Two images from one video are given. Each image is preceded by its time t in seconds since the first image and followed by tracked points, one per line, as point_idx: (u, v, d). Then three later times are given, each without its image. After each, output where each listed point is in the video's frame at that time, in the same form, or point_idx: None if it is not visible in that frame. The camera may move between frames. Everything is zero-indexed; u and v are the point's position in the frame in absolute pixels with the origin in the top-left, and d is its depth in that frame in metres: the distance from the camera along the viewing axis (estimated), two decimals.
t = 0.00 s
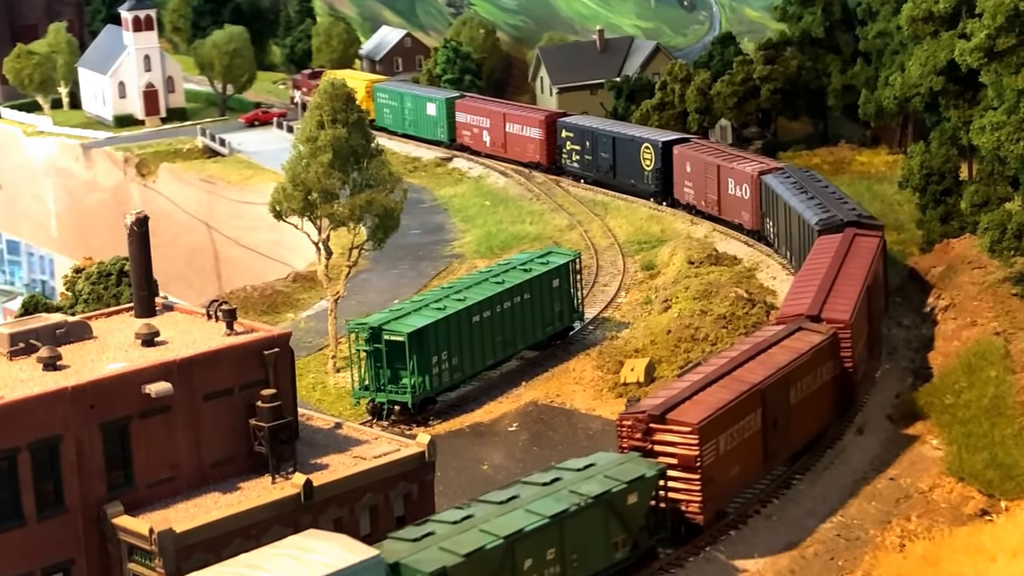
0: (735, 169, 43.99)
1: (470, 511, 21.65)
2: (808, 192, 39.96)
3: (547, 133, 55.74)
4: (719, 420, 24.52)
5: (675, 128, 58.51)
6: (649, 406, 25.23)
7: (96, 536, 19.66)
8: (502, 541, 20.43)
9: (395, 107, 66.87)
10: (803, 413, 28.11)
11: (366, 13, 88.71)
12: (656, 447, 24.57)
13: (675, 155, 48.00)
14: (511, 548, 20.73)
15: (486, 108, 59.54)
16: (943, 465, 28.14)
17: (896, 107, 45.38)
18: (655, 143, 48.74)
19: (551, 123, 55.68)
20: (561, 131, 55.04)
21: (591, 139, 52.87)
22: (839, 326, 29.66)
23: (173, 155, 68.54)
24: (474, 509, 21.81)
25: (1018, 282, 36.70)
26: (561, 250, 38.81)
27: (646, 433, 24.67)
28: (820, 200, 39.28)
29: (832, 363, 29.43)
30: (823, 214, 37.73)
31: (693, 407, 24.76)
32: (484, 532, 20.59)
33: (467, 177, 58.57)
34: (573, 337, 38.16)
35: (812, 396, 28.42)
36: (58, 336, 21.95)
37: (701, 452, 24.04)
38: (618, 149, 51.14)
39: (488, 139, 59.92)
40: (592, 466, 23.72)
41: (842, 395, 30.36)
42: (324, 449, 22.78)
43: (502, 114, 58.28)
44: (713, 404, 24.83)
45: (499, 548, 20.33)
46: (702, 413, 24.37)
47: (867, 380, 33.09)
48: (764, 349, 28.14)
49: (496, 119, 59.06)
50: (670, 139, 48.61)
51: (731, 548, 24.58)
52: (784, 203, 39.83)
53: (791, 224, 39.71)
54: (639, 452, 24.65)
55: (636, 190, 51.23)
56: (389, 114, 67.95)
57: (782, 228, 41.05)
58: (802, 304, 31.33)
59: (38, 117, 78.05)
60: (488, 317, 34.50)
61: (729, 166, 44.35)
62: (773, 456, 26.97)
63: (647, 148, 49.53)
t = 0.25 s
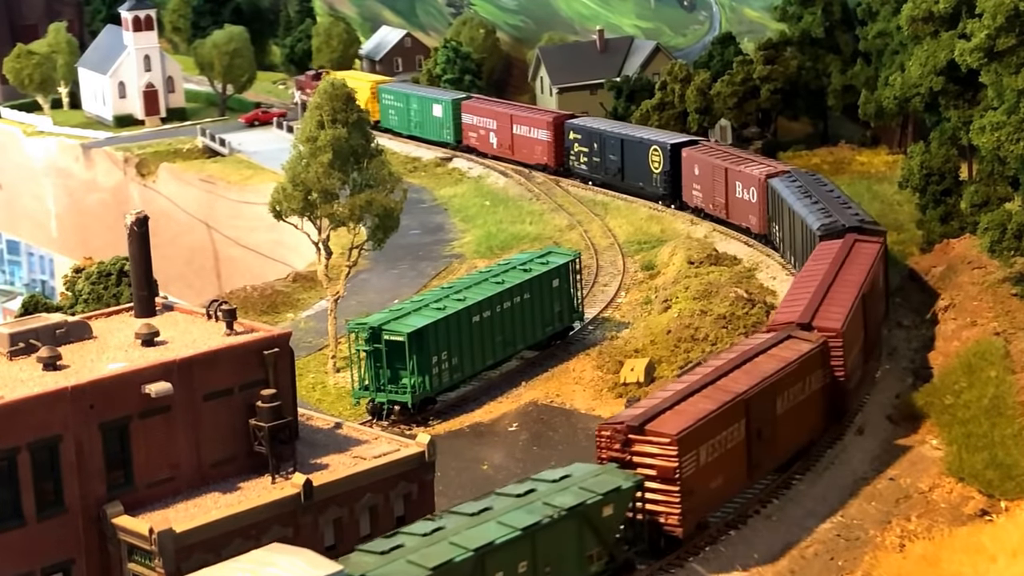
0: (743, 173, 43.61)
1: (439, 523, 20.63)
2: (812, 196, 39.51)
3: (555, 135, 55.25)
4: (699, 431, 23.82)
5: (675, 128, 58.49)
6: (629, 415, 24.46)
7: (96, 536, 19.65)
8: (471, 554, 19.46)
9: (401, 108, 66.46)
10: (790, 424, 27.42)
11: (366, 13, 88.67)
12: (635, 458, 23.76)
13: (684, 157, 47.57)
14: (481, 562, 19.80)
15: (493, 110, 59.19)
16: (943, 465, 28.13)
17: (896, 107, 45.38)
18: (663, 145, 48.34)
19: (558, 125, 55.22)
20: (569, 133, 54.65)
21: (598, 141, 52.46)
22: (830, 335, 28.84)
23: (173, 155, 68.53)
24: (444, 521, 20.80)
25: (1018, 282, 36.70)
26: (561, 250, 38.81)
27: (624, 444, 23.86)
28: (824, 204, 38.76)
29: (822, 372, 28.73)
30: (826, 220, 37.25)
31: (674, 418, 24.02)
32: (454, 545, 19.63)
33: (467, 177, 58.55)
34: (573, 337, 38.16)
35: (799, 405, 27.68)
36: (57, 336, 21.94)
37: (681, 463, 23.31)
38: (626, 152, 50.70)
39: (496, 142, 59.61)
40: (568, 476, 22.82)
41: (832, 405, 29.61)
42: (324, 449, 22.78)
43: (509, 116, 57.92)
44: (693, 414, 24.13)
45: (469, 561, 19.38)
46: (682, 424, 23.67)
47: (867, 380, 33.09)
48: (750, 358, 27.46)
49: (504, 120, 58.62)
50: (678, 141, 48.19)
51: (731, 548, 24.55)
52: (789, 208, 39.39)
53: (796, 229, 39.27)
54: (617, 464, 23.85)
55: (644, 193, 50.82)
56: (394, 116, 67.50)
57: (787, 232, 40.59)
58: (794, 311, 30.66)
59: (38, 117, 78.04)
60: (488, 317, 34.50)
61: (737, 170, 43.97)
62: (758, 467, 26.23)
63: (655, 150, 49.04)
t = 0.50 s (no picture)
0: (751, 176, 42.80)
1: (403, 538, 19.16)
2: (816, 201, 38.89)
3: (564, 137, 54.36)
4: (675, 444, 23.28)
5: (675, 128, 58.48)
6: (603, 428, 23.85)
7: (96, 536, 19.65)
8: (435, 570, 18.05)
9: (407, 110, 66.03)
10: (773, 436, 26.86)
11: (366, 14, 88.65)
12: (609, 471, 23.13)
13: (694, 160, 46.73)
14: None
15: (501, 111, 58.48)
16: (943, 465, 28.13)
17: (896, 107, 45.38)
18: (673, 148, 47.39)
19: (568, 127, 54.29)
20: (578, 135, 53.72)
21: (608, 143, 51.65)
22: (818, 345, 28.39)
23: (172, 155, 68.52)
24: (407, 535, 19.30)
25: (1018, 282, 36.71)
26: (561, 250, 38.80)
27: (598, 457, 23.22)
28: (827, 210, 38.19)
29: (808, 384, 28.18)
30: (827, 226, 36.71)
31: (649, 431, 23.44)
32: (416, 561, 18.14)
33: (467, 177, 58.57)
34: (573, 337, 38.16)
35: (782, 418, 27.14)
36: (57, 336, 21.93)
37: (655, 477, 22.72)
38: (636, 155, 49.82)
39: (504, 143, 58.84)
40: (539, 490, 21.36)
41: (818, 417, 29.07)
42: (324, 450, 22.76)
43: (517, 118, 57.22)
44: (669, 427, 23.58)
45: None
46: (657, 437, 23.11)
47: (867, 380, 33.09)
48: (733, 369, 26.91)
49: (512, 122, 57.88)
50: (688, 144, 47.24)
51: (730, 548, 24.54)
52: (794, 214, 38.82)
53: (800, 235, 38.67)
54: (591, 477, 23.19)
55: (655, 196, 49.90)
56: (400, 117, 67.15)
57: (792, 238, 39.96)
58: (783, 322, 30.17)
59: (38, 117, 78.02)
60: (488, 317, 34.50)
61: (745, 173, 43.17)
62: (738, 480, 25.64)
63: (665, 153, 48.15)
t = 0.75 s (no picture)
0: (757, 180, 42.31)
1: (371, 551, 18.33)
2: (820, 206, 38.39)
3: (572, 139, 54.03)
4: (655, 454, 22.72)
5: (675, 128, 58.46)
6: (582, 438, 23.23)
7: (96, 536, 19.66)
8: None
9: (413, 111, 65.67)
10: (758, 446, 26.30)
11: (366, 13, 88.63)
12: (586, 483, 22.47)
13: (703, 163, 46.27)
14: None
15: (508, 113, 58.13)
16: (943, 465, 28.15)
17: (896, 107, 45.38)
18: (681, 151, 47.04)
19: (575, 129, 54.00)
20: (586, 137, 53.29)
21: (616, 145, 51.19)
22: (807, 354, 27.91)
23: (172, 155, 68.51)
24: (374, 549, 18.48)
25: (1019, 282, 36.71)
26: (561, 250, 38.81)
27: (575, 468, 22.58)
28: (830, 215, 37.71)
29: (795, 394, 27.63)
30: (829, 232, 36.30)
31: (626, 442, 22.87)
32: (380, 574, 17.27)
33: (467, 177, 58.59)
34: (573, 337, 38.15)
35: (768, 428, 26.58)
36: (57, 336, 21.93)
37: (632, 488, 22.07)
38: (643, 157, 49.42)
39: (511, 145, 58.49)
40: (513, 501, 20.60)
41: (806, 428, 28.46)
42: (323, 450, 22.76)
43: (525, 120, 56.81)
44: (649, 438, 23.04)
45: None
46: (635, 447, 22.55)
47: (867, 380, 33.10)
48: (717, 378, 26.41)
49: (520, 124, 57.46)
50: (696, 147, 46.89)
51: (730, 548, 24.53)
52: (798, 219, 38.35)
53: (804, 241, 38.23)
54: (567, 488, 22.53)
55: (664, 199, 49.46)
56: (406, 119, 66.79)
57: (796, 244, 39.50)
58: (772, 331, 29.67)
59: (38, 117, 78.02)
60: (488, 318, 34.50)
61: (752, 176, 42.69)
62: (720, 492, 25.05)
63: (673, 155, 47.78)
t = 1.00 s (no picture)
0: (764, 185, 41.74)
1: (334, 566, 18.14)
2: (823, 211, 37.80)
3: (581, 141, 53.59)
4: (628, 467, 22.51)
5: (675, 128, 58.44)
6: (555, 451, 23.08)
7: (96, 536, 19.65)
8: None
9: (419, 113, 65.07)
10: (740, 458, 25.99)
11: (366, 14, 88.65)
12: (558, 496, 22.34)
13: (711, 166, 45.82)
14: None
15: (515, 115, 57.64)
16: (943, 465, 28.17)
17: (896, 107, 45.36)
18: (691, 154, 46.58)
19: (584, 130, 53.50)
20: (594, 139, 52.77)
21: (625, 148, 50.83)
22: (793, 364, 27.45)
23: (172, 155, 68.51)
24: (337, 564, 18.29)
25: (1018, 282, 36.71)
26: (561, 251, 38.83)
27: (547, 481, 22.45)
28: (832, 221, 37.12)
29: (781, 405, 27.28)
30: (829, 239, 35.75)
31: (600, 454, 22.66)
32: None
33: (466, 177, 58.62)
34: (573, 337, 38.15)
35: (751, 439, 26.28)
36: (57, 336, 21.93)
37: (603, 502, 21.92)
38: (653, 160, 48.99)
39: (518, 147, 57.97)
40: (481, 515, 20.43)
41: (792, 438, 28.11)
42: (323, 450, 22.76)
43: (533, 122, 56.34)
44: (623, 450, 22.82)
45: None
46: (608, 460, 22.33)
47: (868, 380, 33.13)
48: (699, 390, 26.06)
49: (527, 126, 56.99)
50: (705, 150, 46.40)
51: (731, 548, 24.55)
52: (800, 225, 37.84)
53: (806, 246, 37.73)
54: (540, 501, 22.39)
55: (673, 203, 49.04)
56: (412, 120, 66.17)
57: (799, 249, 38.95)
58: (761, 339, 29.20)
59: (38, 117, 78.02)
60: (488, 318, 34.52)
61: (759, 181, 42.15)
62: (700, 505, 24.84)
63: (682, 159, 47.36)
